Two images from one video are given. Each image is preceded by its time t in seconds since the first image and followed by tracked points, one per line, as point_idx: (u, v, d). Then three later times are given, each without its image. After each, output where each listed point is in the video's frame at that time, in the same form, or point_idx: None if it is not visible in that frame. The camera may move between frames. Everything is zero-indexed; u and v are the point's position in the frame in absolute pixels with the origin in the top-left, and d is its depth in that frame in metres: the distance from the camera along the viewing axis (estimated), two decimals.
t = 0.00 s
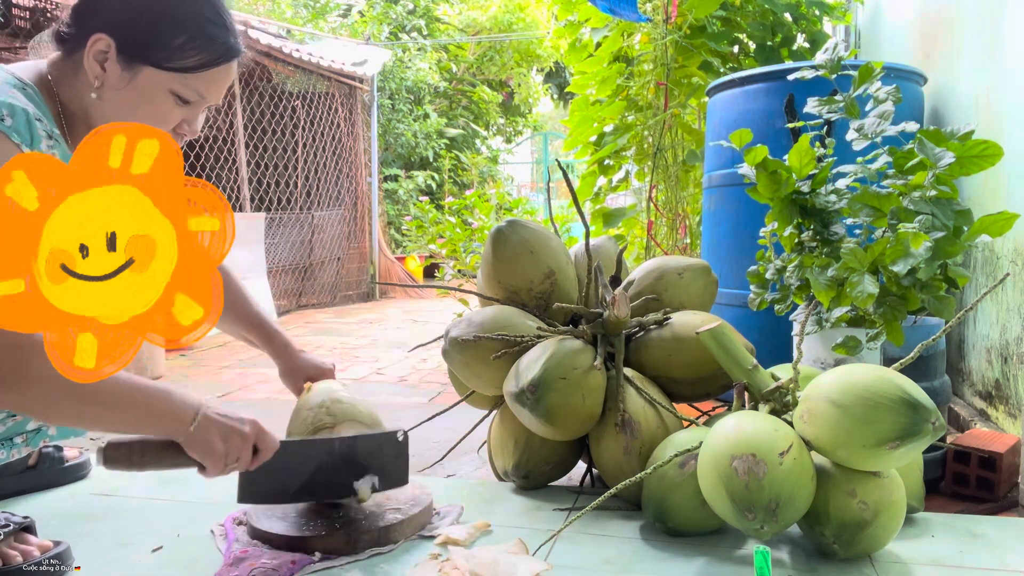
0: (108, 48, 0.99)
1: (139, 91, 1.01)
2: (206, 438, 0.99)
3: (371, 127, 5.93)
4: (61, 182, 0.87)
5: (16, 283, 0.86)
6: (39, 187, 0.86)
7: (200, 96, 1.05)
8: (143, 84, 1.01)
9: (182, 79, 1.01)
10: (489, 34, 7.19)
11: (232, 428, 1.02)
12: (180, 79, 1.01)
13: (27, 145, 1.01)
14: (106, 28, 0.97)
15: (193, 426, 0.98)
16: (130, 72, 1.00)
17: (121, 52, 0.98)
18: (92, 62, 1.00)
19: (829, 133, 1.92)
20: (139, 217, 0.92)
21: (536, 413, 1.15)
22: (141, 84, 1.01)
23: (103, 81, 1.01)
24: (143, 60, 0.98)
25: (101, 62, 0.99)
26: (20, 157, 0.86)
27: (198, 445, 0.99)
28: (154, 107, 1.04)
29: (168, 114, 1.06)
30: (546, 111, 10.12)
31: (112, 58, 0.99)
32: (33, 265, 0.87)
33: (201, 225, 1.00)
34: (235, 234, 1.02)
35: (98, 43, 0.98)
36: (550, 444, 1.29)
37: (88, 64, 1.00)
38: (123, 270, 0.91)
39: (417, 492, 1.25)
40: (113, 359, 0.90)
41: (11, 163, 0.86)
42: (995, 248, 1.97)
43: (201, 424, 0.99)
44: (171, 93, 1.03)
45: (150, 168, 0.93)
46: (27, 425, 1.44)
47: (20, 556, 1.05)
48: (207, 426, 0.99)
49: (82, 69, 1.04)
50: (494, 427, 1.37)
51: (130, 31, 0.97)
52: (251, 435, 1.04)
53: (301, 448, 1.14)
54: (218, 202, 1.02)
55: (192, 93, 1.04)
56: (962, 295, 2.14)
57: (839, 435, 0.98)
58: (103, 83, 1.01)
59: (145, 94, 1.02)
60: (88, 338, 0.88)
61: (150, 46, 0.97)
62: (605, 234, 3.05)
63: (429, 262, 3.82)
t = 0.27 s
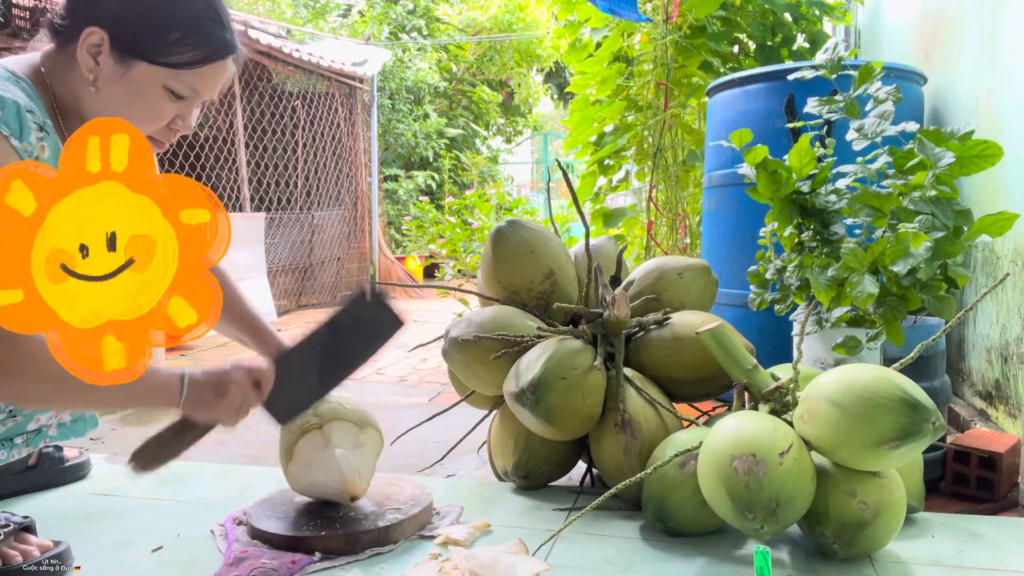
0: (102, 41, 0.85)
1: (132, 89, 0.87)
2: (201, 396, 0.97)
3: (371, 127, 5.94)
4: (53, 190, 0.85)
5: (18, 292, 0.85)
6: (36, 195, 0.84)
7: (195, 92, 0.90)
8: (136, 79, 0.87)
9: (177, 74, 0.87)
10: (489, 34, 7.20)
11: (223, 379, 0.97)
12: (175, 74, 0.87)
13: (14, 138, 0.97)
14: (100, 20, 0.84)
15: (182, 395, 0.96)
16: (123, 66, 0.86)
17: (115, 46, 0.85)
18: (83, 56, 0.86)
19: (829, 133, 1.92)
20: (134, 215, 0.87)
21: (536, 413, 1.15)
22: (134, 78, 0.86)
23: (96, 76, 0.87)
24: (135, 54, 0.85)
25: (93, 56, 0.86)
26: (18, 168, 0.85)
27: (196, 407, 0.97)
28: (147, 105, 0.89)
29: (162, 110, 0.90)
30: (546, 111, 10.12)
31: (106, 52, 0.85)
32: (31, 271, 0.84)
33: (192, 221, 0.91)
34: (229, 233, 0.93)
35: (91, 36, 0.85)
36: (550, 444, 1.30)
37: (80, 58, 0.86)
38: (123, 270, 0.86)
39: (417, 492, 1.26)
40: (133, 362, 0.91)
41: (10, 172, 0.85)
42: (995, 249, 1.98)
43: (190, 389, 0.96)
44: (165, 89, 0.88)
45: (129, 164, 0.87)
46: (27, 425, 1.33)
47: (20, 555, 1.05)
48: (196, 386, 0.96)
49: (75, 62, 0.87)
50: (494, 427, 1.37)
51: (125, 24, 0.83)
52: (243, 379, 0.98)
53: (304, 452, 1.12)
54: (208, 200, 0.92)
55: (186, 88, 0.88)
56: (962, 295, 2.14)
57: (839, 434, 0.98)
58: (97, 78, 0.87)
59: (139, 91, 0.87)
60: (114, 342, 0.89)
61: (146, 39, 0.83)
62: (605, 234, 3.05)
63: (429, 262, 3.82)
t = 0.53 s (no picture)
0: (89, 45, 0.99)
1: (120, 89, 1.02)
2: (192, 439, 0.96)
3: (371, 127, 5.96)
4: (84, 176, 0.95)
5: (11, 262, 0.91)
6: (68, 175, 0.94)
7: (184, 91, 1.06)
8: (124, 82, 1.01)
9: (165, 76, 1.02)
10: (489, 34, 7.20)
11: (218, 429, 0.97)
12: (162, 76, 1.02)
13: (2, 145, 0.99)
14: (87, 26, 0.98)
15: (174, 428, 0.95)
16: (112, 69, 1.00)
17: (103, 49, 0.99)
18: (72, 59, 1.00)
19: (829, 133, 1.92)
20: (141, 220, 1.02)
21: (536, 413, 1.15)
22: (123, 81, 1.01)
23: (86, 78, 1.02)
24: (124, 57, 0.99)
25: (82, 59, 1.00)
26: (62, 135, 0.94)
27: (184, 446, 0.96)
28: (137, 105, 1.04)
29: (153, 112, 1.06)
30: (546, 111, 10.11)
31: (93, 55, 1.00)
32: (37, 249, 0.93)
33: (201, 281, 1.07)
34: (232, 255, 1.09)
35: (79, 40, 0.99)
36: (550, 444, 1.30)
37: (69, 62, 1.01)
38: (124, 269, 1.00)
39: (417, 492, 1.26)
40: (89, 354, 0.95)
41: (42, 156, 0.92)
42: (995, 248, 1.97)
43: (183, 428, 0.95)
44: (154, 90, 1.03)
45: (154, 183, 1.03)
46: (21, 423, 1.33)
47: (20, 556, 1.05)
48: (191, 427, 0.96)
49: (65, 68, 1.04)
50: (494, 428, 1.37)
51: (114, 30, 0.98)
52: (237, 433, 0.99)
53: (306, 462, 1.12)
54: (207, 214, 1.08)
55: (176, 89, 1.04)
56: (962, 295, 2.14)
57: (839, 434, 0.98)
58: (86, 81, 1.02)
59: (127, 94, 1.02)
60: (126, 337, 1.01)
61: (133, 42, 0.98)
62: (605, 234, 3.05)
63: (429, 262, 3.82)
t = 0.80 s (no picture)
0: (93, 45, 0.95)
1: (123, 90, 0.98)
2: (229, 352, 1.01)
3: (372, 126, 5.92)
4: (73, 178, 0.90)
5: (11, 265, 0.88)
6: (51, 178, 0.88)
7: (186, 91, 1.01)
8: (127, 83, 0.98)
9: (168, 76, 0.98)
10: (489, 33, 7.21)
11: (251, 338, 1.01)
12: (166, 76, 0.98)
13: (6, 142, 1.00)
14: (89, 25, 0.94)
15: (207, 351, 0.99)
16: (115, 69, 0.96)
17: (105, 49, 0.95)
18: (76, 58, 0.96)
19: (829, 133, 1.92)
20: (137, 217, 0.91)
21: (536, 413, 1.15)
22: (126, 82, 0.98)
23: (89, 78, 0.98)
24: (127, 58, 0.95)
25: (86, 59, 0.96)
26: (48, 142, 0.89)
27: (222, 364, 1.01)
28: (139, 105, 1.00)
29: (155, 112, 1.02)
30: (546, 111, 10.11)
31: (96, 55, 0.96)
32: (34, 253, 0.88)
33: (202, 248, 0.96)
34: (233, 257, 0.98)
35: (83, 40, 0.95)
36: (550, 443, 1.30)
37: (72, 61, 0.97)
38: (123, 270, 0.90)
39: (417, 492, 1.26)
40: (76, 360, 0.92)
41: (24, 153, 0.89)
42: (995, 249, 1.98)
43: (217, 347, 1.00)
44: (157, 90, 0.99)
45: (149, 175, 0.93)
46: (24, 424, 1.36)
47: (20, 555, 1.05)
48: (224, 344, 1.01)
49: (69, 69, 1.00)
50: (494, 428, 1.37)
51: (116, 29, 0.93)
52: (271, 341, 1.02)
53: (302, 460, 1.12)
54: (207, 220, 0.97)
55: (179, 90, 1.00)
56: (961, 295, 2.14)
57: (838, 435, 0.98)
58: (89, 81, 0.98)
59: (129, 93, 0.99)
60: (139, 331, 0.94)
61: (135, 42, 0.94)
62: (605, 234, 3.05)
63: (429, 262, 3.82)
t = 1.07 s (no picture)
0: (90, 42, 0.99)
1: (120, 85, 1.02)
2: (195, 457, 1.00)
3: (371, 128, 6.31)
4: (60, 181, 0.89)
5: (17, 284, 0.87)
6: (40, 186, 0.88)
7: (183, 88, 1.06)
8: (124, 79, 1.02)
9: (165, 72, 1.02)
10: (489, 33, 7.21)
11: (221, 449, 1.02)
12: (163, 72, 1.02)
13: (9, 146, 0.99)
14: (88, 22, 0.98)
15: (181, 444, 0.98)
16: (112, 65, 1.01)
17: (103, 45, 0.99)
18: (73, 55, 1.00)
19: (829, 134, 1.92)
20: (138, 217, 0.94)
21: (536, 413, 1.15)
22: (123, 76, 1.01)
23: (86, 74, 1.02)
24: (124, 53, 1.00)
25: (82, 55, 1.00)
26: (26, 158, 0.88)
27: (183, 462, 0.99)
28: (138, 101, 1.05)
29: (153, 108, 1.07)
30: (546, 111, 10.11)
31: (94, 52, 1.00)
32: (33, 265, 0.89)
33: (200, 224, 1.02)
34: (235, 234, 1.03)
35: (80, 37, 0.99)
36: (550, 444, 1.30)
37: (69, 58, 1.01)
38: (123, 270, 0.94)
39: (417, 492, 1.26)
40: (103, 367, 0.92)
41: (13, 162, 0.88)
42: (995, 249, 1.98)
43: (190, 443, 0.99)
44: (154, 86, 1.03)
45: (149, 168, 0.97)
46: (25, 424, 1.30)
47: (21, 556, 1.05)
48: (196, 443, 1.00)
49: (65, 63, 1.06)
50: (494, 428, 1.37)
51: (115, 25, 0.98)
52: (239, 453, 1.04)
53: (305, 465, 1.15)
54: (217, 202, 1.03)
55: (176, 86, 1.05)
56: (962, 295, 2.14)
57: (839, 434, 0.98)
58: (86, 77, 1.02)
59: (127, 89, 1.03)
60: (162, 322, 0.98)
61: (134, 38, 0.98)
62: (605, 234, 3.05)
63: (429, 263, 3.82)
